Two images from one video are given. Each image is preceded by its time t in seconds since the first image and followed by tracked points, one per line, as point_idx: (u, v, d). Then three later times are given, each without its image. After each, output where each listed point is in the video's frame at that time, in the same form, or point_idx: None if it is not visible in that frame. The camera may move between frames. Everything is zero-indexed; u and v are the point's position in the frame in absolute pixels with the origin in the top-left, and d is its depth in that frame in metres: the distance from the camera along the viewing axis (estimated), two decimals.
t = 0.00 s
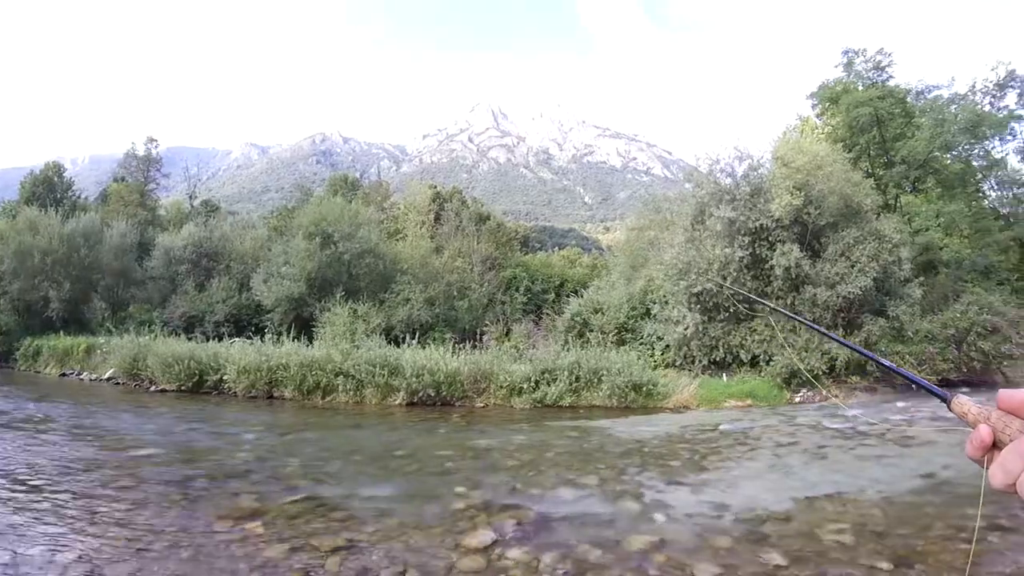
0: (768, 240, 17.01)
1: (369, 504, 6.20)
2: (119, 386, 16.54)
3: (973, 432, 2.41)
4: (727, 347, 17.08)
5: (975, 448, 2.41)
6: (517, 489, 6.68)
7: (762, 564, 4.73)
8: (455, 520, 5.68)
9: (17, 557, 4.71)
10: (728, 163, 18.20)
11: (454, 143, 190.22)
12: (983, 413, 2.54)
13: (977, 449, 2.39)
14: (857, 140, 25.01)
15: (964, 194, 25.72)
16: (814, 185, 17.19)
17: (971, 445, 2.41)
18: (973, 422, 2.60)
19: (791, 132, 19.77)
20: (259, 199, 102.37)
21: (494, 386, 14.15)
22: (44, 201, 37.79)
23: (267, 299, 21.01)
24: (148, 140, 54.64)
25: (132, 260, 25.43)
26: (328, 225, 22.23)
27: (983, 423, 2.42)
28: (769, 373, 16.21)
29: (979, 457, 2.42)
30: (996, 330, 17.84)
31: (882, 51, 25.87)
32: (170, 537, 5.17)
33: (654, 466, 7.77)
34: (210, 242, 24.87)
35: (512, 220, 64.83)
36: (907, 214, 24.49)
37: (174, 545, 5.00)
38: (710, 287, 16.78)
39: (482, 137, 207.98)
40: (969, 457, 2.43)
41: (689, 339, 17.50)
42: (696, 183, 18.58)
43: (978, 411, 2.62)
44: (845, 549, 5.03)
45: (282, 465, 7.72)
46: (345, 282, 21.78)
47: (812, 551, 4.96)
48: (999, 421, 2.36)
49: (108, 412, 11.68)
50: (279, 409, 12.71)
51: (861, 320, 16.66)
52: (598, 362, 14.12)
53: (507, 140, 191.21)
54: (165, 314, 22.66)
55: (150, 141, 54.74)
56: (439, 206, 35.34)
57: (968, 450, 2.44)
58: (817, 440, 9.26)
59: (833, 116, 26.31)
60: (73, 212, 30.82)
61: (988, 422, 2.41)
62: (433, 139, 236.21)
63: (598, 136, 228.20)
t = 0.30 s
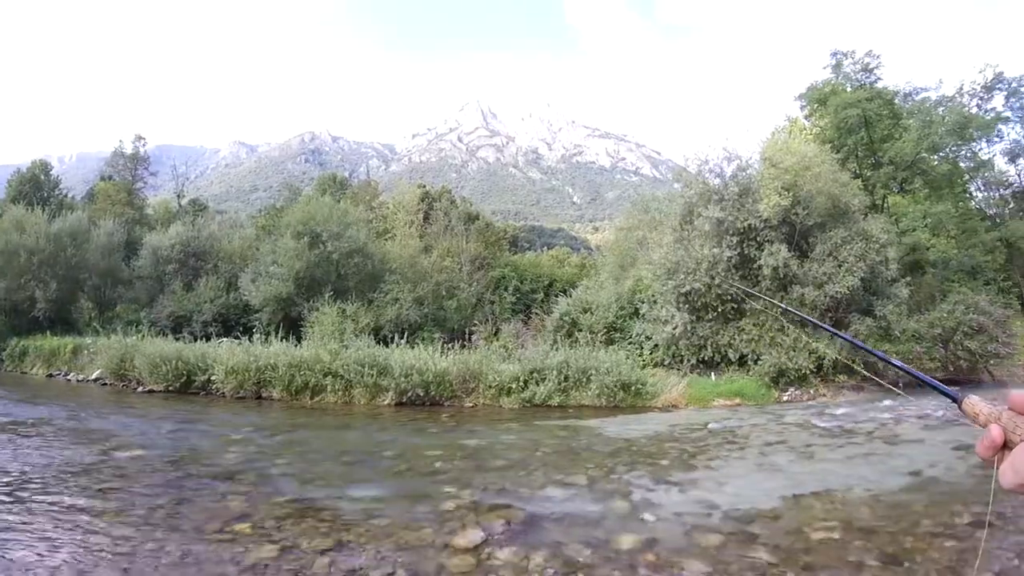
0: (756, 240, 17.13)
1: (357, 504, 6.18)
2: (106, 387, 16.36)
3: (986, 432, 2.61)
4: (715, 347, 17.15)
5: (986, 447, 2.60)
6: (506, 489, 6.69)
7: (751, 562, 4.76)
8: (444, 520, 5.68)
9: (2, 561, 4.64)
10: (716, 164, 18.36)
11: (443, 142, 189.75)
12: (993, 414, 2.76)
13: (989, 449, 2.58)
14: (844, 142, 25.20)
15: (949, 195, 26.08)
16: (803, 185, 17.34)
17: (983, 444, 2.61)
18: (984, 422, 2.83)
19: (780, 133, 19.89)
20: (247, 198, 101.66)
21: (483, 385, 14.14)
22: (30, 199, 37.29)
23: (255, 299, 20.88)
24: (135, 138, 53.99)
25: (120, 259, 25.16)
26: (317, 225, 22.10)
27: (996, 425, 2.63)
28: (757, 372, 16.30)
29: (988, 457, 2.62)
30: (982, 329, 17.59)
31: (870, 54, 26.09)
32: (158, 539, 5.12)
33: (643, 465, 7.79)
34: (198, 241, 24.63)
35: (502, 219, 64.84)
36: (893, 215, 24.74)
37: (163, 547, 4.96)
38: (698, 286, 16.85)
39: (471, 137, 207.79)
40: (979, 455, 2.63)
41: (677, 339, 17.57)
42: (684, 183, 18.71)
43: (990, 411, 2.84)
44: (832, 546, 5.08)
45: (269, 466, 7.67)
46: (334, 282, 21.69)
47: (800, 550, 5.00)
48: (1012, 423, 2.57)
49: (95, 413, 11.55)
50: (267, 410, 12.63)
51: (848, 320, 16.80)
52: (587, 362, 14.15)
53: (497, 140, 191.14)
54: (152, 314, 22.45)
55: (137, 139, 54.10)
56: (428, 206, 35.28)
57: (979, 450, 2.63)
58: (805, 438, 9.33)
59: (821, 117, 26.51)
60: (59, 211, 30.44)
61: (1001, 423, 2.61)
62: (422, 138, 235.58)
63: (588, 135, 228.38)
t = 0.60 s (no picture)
0: (756, 240, 17.12)
1: (359, 508, 6.17)
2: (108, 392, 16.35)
3: None
4: (717, 348, 17.12)
5: None
6: (508, 492, 6.68)
7: (754, 564, 4.75)
8: (447, 524, 5.67)
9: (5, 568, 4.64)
10: (716, 165, 18.36)
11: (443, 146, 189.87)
12: None
13: None
14: (843, 141, 25.22)
15: (949, 194, 26.10)
16: (803, 186, 17.35)
17: None
18: None
19: (779, 133, 19.91)
20: (247, 203, 101.69)
21: (484, 388, 14.13)
22: (30, 205, 37.31)
23: (255, 303, 20.89)
24: (135, 143, 53.99)
25: (121, 264, 25.16)
26: (317, 228, 22.10)
27: None
28: (759, 373, 16.27)
29: None
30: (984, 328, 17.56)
31: (869, 53, 26.09)
32: (160, 544, 5.11)
33: (644, 467, 7.78)
34: (198, 246, 24.64)
35: (502, 222, 64.86)
36: (893, 214, 24.74)
37: (165, 552, 4.95)
38: (699, 288, 16.85)
39: (471, 140, 208.10)
40: None
41: (679, 340, 17.54)
42: (684, 184, 18.73)
43: None
44: (836, 547, 5.07)
45: (271, 470, 7.66)
46: (334, 285, 21.70)
47: (804, 551, 4.99)
48: None
49: (97, 419, 11.55)
50: (269, 414, 12.64)
51: (850, 319, 16.78)
52: (588, 364, 14.14)
53: (496, 143, 191.40)
54: (154, 319, 22.45)
55: (137, 144, 54.10)
56: (427, 209, 35.31)
57: None
58: (807, 439, 9.32)
59: (820, 117, 26.52)
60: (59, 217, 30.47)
61: None
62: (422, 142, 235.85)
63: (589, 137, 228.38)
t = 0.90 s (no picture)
0: (745, 239, 17.23)
1: (349, 508, 6.15)
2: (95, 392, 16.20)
3: None
4: (706, 346, 17.22)
5: None
6: (499, 491, 6.69)
7: (743, 562, 4.79)
8: (437, 523, 5.66)
9: None
10: (706, 164, 18.47)
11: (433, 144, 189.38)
12: None
13: None
14: (832, 141, 25.42)
15: (935, 194, 26.38)
16: (791, 185, 17.47)
17: None
18: None
19: (768, 133, 20.05)
20: (236, 201, 100.99)
21: (474, 387, 14.13)
22: (16, 202, 36.88)
23: (244, 302, 20.77)
24: (123, 141, 53.46)
25: (108, 263, 24.92)
26: (306, 227, 21.99)
27: None
28: (748, 371, 16.37)
29: None
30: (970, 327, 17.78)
31: (858, 54, 26.31)
32: (149, 545, 5.08)
33: (635, 466, 7.81)
34: (187, 244, 24.45)
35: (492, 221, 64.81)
36: (881, 214, 24.99)
37: (155, 553, 4.92)
38: (689, 286, 16.93)
39: (461, 139, 207.80)
40: None
41: (668, 339, 17.62)
42: (673, 183, 18.82)
43: None
44: (825, 545, 5.11)
45: (260, 470, 7.62)
46: (324, 284, 21.60)
47: (793, 549, 5.03)
48: None
49: (84, 419, 11.44)
50: (258, 413, 12.57)
51: (837, 318, 16.92)
52: (577, 363, 14.18)
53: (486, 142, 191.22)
54: (141, 318, 22.27)
55: (125, 142, 53.58)
56: (417, 208, 35.23)
57: None
58: (795, 437, 9.39)
59: (809, 117, 26.72)
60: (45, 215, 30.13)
61: None
62: (411, 140, 235.24)
63: (579, 137, 228.56)
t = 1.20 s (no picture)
0: (748, 240, 17.21)
1: (348, 502, 6.16)
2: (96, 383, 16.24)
3: None
4: (707, 347, 17.21)
5: None
6: (498, 487, 6.69)
7: (742, 563, 4.79)
8: (435, 518, 5.67)
9: None
10: (710, 164, 18.45)
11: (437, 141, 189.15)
12: None
13: None
14: (837, 143, 25.37)
15: (940, 198, 26.34)
16: (795, 187, 17.45)
17: None
18: None
19: (773, 134, 20.02)
20: (239, 194, 101.03)
21: (474, 383, 14.14)
22: (19, 192, 36.92)
23: (246, 295, 20.81)
24: (128, 133, 53.48)
25: (111, 254, 24.93)
26: (309, 221, 22.00)
27: None
28: (749, 372, 16.37)
29: None
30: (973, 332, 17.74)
31: (864, 57, 26.24)
32: (147, 536, 5.09)
33: (634, 465, 7.81)
34: (190, 236, 24.48)
35: (494, 218, 64.77)
36: (884, 217, 24.95)
37: (154, 544, 4.93)
38: (690, 287, 16.93)
39: (466, 135, 207.53)
40: None
41: (669, 339, 17.61)
42: (677, 183, 18.79)
43: None
44: (825, 547, 5.10)
45: (260, 463, 7.65)
46: (326, 278, 21.62)
47: (791, 551, 5.02)
48: None
49: (85, 409, 11.46)
50: (258, 406, 12.60)
51: (839, 321, 16.91)
52: (578, 361, 14.18)
53: (490, 138, 191.09)
54: (143, 309, 22.30)
55: (129, 134, 53.61)
56: (420, 204, 35.25)
57: None
58: (796, 439, 9.39)
59: (814, 119, 26.66)
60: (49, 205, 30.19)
61: None
62: (415, 136, 235.09)
63: (584, 134, 228.39)
